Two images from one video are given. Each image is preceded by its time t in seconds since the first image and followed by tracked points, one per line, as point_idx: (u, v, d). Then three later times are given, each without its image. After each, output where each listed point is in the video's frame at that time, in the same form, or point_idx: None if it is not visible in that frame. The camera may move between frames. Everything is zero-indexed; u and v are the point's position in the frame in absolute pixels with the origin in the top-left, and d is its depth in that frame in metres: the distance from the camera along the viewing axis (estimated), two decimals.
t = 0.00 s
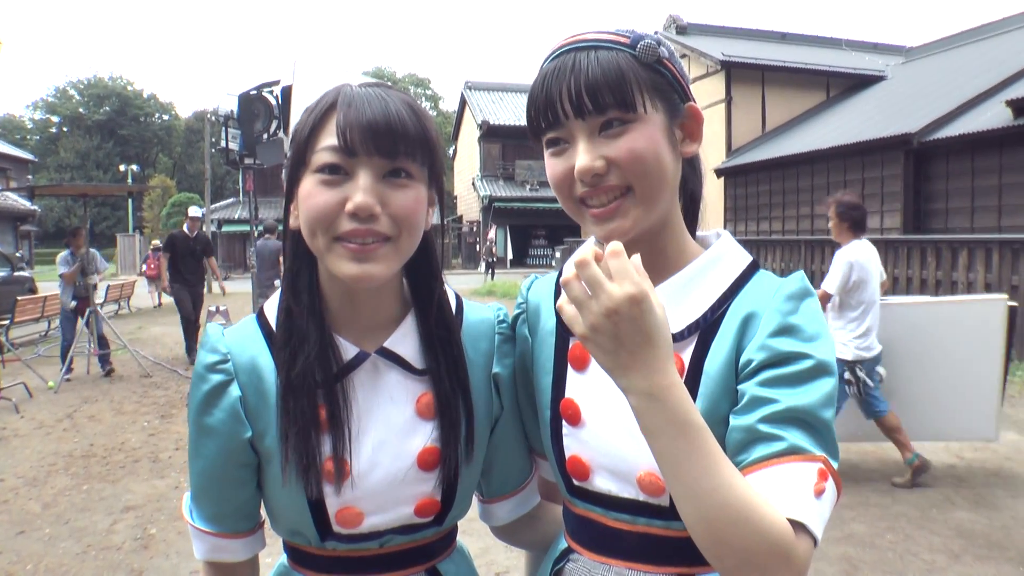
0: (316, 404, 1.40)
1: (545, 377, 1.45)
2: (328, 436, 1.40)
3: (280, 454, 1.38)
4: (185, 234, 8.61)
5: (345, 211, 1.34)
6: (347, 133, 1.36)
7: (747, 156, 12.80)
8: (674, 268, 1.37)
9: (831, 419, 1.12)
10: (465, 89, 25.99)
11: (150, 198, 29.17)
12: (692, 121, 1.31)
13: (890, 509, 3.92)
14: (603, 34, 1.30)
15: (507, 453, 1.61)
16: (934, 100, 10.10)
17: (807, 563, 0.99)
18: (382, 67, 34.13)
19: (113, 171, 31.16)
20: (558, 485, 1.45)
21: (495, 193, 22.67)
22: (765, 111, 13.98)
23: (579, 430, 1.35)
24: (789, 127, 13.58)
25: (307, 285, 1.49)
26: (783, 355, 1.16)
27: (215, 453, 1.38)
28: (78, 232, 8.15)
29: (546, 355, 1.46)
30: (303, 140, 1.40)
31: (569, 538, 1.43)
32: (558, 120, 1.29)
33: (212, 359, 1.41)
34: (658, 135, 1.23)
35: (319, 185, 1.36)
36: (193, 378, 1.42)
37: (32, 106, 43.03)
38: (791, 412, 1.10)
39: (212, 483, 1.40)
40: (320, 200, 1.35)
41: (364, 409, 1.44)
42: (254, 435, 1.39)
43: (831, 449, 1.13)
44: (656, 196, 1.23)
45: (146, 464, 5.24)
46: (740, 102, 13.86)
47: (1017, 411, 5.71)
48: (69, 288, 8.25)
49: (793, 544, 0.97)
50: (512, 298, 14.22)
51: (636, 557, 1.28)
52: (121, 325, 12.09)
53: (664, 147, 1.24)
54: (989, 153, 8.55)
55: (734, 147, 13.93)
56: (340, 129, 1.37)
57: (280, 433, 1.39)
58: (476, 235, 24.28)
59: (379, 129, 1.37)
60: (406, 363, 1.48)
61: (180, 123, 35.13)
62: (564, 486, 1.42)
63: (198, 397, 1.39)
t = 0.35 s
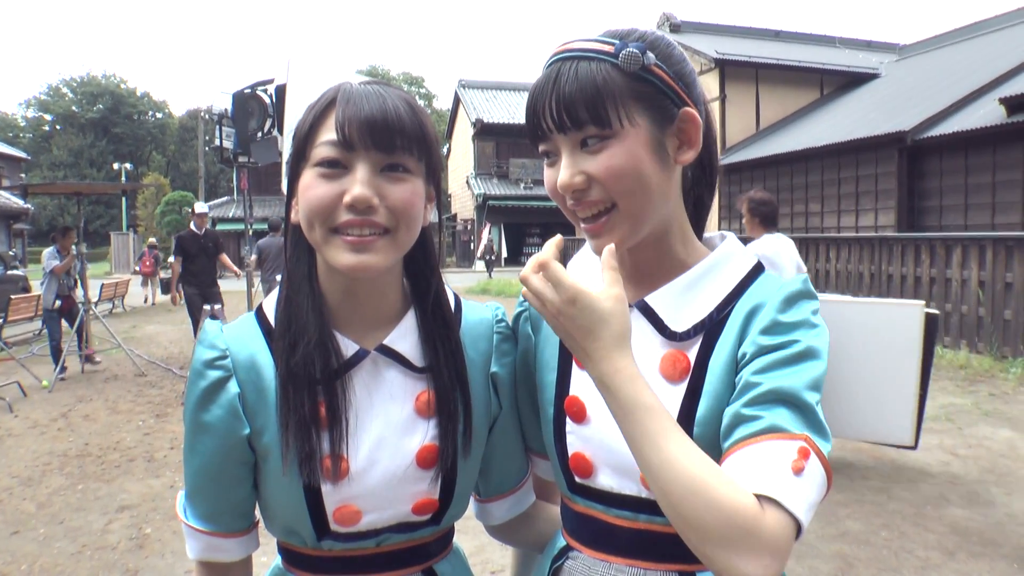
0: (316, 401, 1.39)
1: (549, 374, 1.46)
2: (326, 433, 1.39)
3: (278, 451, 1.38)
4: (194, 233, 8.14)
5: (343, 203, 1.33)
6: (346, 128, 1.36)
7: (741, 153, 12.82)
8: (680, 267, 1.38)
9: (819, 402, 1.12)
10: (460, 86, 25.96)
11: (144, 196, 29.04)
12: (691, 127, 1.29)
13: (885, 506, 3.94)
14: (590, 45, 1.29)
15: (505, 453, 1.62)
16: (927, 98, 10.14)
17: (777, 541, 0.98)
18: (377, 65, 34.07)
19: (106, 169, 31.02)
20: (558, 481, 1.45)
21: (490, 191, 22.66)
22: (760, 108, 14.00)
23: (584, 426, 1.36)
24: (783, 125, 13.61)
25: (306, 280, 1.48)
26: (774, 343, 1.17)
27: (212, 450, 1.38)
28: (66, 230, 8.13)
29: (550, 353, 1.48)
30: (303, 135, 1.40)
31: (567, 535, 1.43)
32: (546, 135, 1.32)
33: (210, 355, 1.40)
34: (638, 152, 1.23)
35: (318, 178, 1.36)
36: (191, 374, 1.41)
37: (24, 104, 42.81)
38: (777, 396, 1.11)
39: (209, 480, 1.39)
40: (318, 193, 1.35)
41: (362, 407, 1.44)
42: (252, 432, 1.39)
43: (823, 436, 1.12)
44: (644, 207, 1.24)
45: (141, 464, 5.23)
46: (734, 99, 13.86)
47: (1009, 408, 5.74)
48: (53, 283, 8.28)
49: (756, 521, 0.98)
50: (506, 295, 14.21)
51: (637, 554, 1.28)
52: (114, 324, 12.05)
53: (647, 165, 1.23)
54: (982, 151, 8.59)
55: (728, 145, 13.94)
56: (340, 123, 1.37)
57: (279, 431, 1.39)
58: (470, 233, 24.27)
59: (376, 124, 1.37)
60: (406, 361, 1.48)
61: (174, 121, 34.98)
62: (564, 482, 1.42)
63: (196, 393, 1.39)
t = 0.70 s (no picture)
0: (314, 398, 1.39)
1: (546, 373, 1.46)
2: (323, 430, 1.39)
3: (276, 448, 1.38)
4: (211, 232, 8.14)
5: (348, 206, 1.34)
6: (351, 130, 1.36)
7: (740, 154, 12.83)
8: (676, 266, 1.37)
9: (810, 392, 1.13)
10: (460, 86, 25.97)
11: (143, 194, 29.02)
12: (697, 135, 1.30)
13: (883, 507, 3.95)
14: (600, 43, 1.29)
15: (501, 453, 1.61)
16: (927, 100, 10.15)
17: (765, 533, 0.98)
18: (377, 65, 34.10)
19: (106, 166, 31.01)
20: (556, 479, 1.44)
21: (489, 190, 22.66)
22: (759, 108, 14.00)
23: (584, 425, 1.36)
24: (782, 126, 13.63)
25: (304, 278, 1.48)
26: (769, 337, 1.18)
27: (211, 448, 1.38)
28: (65, 229, 8.09)
29: (548, 351, 1.48)
30: (307, 135, 1.39)
31: (565, 534, 1.42)
32: (550, 131, 1.31)
33: (210, 353, 1.41)
34: (643, 156, 1.23)
35: (323, 181, 1.36)
36: (191, 371, 1.42)
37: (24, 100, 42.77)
38: (771, 389, 1.11)
39: (208, 478, 1.39)
40: (323, 197, 1.35)
41: (359, 405, 1.44)
42: (250, 430, 1.39)
43: (817, 425, 1.12)
44: (641, 213, 1.25)
45: (139, 462, 5.23)
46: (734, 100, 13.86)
47: (1007, 409, 5.75)
48: (50, 279, 8.23)
49: (742, 511, 0.98)
50: (505, 295, 14.21)
51: (637, 553, 1.28)
52: (113, 322, 12.05)
53: (651, 169, 1.24)
54: (981, 152, 8.60)
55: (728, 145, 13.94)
56: (347, 124, 1.37)
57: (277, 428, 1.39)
58: (470, 232, 24.27)
59: (383, 128, 1.37)
60: (403, 360, 1.49)
61: (173, 118, 34.95)
62: (562, 481, 1.41)
63: (196, 390, 1.39)
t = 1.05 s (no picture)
0: (315, 398, 1.39)
1: (541, 374, 1.46)
2: (326, 430, 1.39)
3: (278, 451, 1.37)
4: (210, 226, 8.12)
5: (358, 200, 1.33)
6: (357, 126, 1.35)
7: (740, 154, 12.83)
8: (669, 267, 1.37)
9: (803, 397, 1.13)
10: (460, 84, 25.94)
11: (143, 190, 29.01)
12: (696, 140, 1.31)
13: (879, 507, 3.95)
14: (611, 40, 1.29)
15: (494, 447, 1.61)
16: (926, 101, 10.16)
17: (755, 538, 0.99)
18: (377, 63, 34.07)
19: (105, 162, 30.95)
20: (551, 480, 1.45)
21: (489, 189, 22.66)
22: (759, 109, 14.00)
23: (578, 426, 1.36)
24: (782, 127, 13.63)
25: (296, 278, 1.47)
26: (763, 341, 1.18)
27: (210, 455, 1.36)
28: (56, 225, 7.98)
29: (542, 350, 1.48)
30: (308, 129, 1.37)
31: (560, 534, 1.43)
32: (552, 124, 1.30)
33: (204, 359, 1.38)
34: (648, 157, 1.24)
35: (329, 175, 1.34)
36: (185, 379, 1.38)
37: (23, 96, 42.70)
38: (763, 394, 1.12)
39: (206, 484, 1.37)
40: (333, 190, 1.33)
41: (359, 402, 1.44)
42: (251, 434, 1.37)
43: (808, 430, 1.13)
44: (642, 213, 1.25)
45: (137, 458, 5.22)
46: (734, 100, 13.85)
47: (1004, 410, 5.76)
48: (45, 273, 8.19)
49: (735, 516, 0.99)
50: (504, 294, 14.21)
51: (631, 553, 1.28)
52: (111, 318, 12.04)
53: (654, 169, 1.25)
54: (980, 154, 8.60)
55: (728, 145, 13.92)
56: (352, 120, 1.36)
57: (278, 430, 1.37)
58: (469, 231, 24.26)
59: (391, 123, 1.37)
60: (400, 356, 1.49)
61: (173, 115, 34.89)
62: (558, 482, 1.42)
63: (191, 397, 1.37)
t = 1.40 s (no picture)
0: (319, 403, 1.38)
1: (537, 376, 1.46)
2: (332, 433, 1.38)
3: (283, 461, 1.34)
4: (197, 232, 7.89)
5: (375, 202, 1.33)
6: (370, 129, 1.35)
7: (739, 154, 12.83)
8: (668, 267, 1.37)
9: (802, 405, 1.14)
10: (460, 84, 25.94)
11: (142, 191, 29.01)
12: (697, 144, 1.33)
13: (880, 508, 3.96)
14: (628, 36, 1.29)
15: (485, 435, 1.62)
16: (926, 101, 10.16)
17: (758, 542, 1.01)
18: (377, 63, 34.09)
19: (105, 162, 30.95)
20: (548, 481, 1.45)
21: (489, 189, 22.67)
22: (759, 108, 14.01)
23: (573, 428, 1.36)
24: (782, 126, 13.64)
25: (289, 282, 1.47)
26: (762, 346, 1.18)
27: (214, 471, 1.32)
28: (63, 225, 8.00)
29: (538, 353, 1.47)
30: (316, 130, 1.34)
31: (557, 536, 1.43)
32: (564, 113, 1.28)
33: (200, 373, 1.33)
34: (660, 155, 1.24)
35: (347, 178, 1.33)
36: (181, 395, 1.34)
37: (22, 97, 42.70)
38: (762, 401, 1.12)
39: (211, 499, 1.33)
40: (351, 194, 1.32)
41: (362, 402, 1.43)
42: (255, 446, 1.34)
43: (805, 437, 1.14)
44: (647, 210, 1.24)
45: (137, 458, 5.23)
46: (734, 99, 13.86)
47: (1004, 411, 5.77)
48: (50, 275, 8.20)
49: (743, 519, 1.00)
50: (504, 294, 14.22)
51: (625, 554, 1.29)
52: (111, 318, 12.05)
53: (664, 166, 1.25)
54: (980, 154, 8.61)
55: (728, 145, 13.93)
56: (361, 123, 1.36)
57: (282, 439, 1.35)
58: (468, 231, 24.28)
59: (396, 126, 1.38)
60: (395, 352, 1.49)
61: (173, 115, 34.89)
62: (555, 483, 1.42)
63: (190, 414, 1.32)
